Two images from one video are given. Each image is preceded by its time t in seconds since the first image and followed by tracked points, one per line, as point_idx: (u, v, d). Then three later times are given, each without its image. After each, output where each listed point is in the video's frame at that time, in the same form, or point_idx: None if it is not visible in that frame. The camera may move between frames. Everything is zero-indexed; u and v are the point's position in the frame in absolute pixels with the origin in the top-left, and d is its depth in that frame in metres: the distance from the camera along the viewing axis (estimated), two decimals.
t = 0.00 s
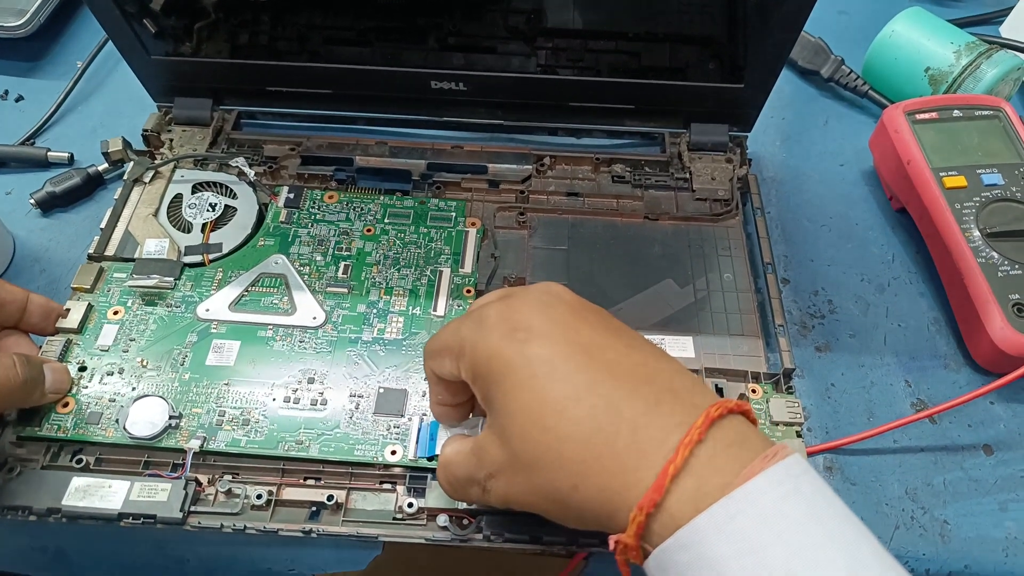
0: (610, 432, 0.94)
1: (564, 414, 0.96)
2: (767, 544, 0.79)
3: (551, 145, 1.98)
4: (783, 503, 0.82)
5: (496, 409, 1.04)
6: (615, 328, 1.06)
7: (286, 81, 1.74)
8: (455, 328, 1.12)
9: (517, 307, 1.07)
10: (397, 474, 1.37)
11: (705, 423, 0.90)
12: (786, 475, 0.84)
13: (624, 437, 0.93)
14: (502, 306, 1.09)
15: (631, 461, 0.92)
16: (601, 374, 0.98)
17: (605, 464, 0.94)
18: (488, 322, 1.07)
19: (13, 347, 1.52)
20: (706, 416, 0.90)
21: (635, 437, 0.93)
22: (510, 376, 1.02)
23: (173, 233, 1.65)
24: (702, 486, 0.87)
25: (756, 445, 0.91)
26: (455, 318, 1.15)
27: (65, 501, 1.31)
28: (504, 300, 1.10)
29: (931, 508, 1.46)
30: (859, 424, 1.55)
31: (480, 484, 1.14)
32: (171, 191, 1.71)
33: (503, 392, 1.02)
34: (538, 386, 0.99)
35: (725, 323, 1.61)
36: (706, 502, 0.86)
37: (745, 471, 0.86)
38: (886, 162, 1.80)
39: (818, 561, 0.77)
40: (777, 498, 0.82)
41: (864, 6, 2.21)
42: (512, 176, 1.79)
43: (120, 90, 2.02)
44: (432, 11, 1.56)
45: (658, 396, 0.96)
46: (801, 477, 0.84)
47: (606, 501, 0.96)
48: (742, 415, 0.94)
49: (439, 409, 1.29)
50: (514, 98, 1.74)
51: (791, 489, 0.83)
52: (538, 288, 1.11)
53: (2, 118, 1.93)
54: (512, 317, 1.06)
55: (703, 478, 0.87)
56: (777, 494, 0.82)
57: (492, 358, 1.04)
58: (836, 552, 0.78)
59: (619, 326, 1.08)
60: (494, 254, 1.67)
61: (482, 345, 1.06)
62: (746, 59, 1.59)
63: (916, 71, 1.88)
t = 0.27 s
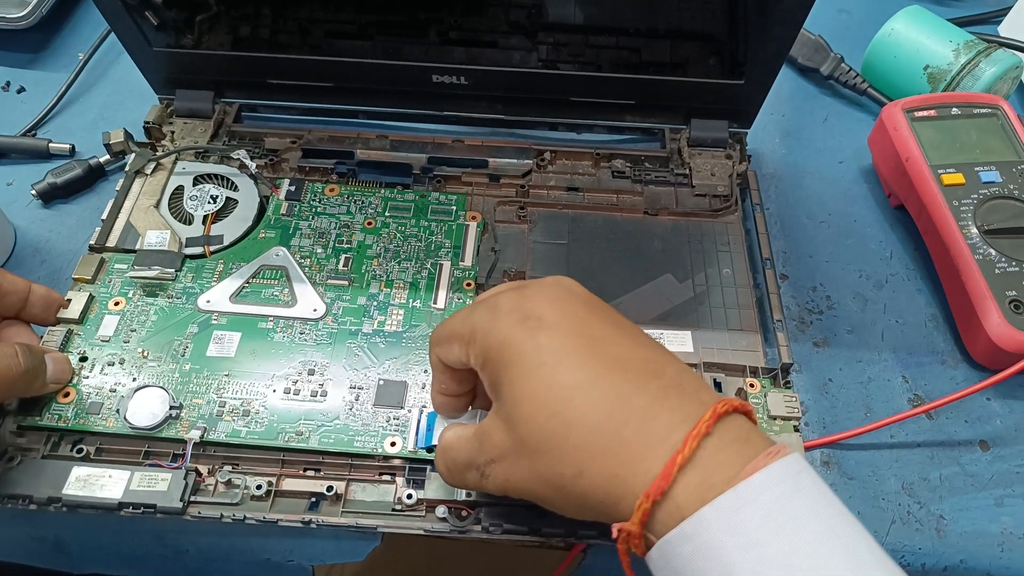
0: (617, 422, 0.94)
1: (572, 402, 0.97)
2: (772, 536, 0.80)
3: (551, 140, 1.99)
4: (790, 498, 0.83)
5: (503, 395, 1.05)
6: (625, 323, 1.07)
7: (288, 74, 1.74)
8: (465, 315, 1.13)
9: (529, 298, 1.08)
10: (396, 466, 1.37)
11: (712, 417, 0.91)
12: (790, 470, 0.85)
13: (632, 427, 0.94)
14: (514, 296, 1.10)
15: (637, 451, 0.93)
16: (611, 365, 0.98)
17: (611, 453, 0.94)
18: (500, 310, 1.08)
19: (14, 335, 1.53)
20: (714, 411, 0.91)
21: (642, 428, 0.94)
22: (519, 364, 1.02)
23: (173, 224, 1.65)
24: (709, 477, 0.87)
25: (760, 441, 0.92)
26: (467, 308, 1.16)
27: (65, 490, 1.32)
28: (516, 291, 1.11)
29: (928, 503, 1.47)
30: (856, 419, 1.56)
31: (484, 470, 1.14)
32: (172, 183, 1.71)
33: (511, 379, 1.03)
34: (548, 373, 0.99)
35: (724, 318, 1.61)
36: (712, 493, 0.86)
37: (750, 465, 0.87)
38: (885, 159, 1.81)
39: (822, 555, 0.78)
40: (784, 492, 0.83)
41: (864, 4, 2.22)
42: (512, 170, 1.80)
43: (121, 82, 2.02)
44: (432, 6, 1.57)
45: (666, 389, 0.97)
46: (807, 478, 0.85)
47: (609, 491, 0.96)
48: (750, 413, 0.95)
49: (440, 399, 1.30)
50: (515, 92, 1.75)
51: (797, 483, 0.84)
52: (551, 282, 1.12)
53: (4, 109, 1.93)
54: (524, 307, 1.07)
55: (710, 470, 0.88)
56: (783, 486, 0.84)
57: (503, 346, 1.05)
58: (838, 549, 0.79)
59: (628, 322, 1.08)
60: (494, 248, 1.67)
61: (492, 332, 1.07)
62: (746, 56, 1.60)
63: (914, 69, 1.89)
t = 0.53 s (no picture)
0: (600, 424, 0.94)
1: (555, 402, 0.97)
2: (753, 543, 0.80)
3: (545, 141, 1.99)
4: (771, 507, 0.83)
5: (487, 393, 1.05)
6: (613, 327, 1.07)
7: (282, 75, 1.74)
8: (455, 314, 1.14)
9: (518, 299, 1.08)
10: (388, 468, 1.38)
11: (695, 422, 0.91)
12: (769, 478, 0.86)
13: (614, 429, 0.94)
14: (504, 296, 1.10)
15: (618, 454, 0.93)
16: (596, 368, 0.99)
17: (592, 455, 0.94)
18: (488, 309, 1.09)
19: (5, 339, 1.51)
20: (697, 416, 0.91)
21: (624, 431, 0.93)
22: (504, 362, 1.02)
23: (167, 225, 1.65)
24: (689, 483, 0.88)
25: (742, 450, 0.92)
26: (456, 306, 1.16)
27: (56, 492, 1.32)
28: (506, 291, 1.11)
29: (919, 505, 1.47)
30: (848, 421, 1.56)
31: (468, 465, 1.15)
32: (166, 184, 1.71)
33: (496, 379, 1.03)
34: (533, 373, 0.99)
35: (716, 320, 1.62)
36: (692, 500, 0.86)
37: (729, 471, 0.87)
38: (878, 161, 1.82)
39: (800, 562, 0.78)
40: (764, 499, 0.83)
41: (859, 7, 2.22)
42: (506, 171, 1.80)
43: (116, 82, 2.02)
44: (427, 8, 1.57)
45: (650, 394, 0.97)
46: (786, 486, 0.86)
47: (588, 493, 0.96)
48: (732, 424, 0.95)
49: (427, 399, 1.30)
50: (509, 94, 1.75)
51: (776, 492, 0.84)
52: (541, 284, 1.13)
53: None
54: (512, 307, 1.08)
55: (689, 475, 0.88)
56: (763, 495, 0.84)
57: (489, 345, 1.05)
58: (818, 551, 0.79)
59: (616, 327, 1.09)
60: (488, 249, 1.67)
61: (479, 331, 1.07)
62: (739, 58, 1.60)
63: (908, 71, 1.89)
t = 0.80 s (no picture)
0: (600, 475, 0.95)
1: (556, 455, 0.97)
2: None
3: (542, 143, 1.98)
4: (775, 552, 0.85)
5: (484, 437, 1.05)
6: (610, 363, 1.07)
7: (277, 77, 1.73)
8: (445, 349, 1.11)
9: (514, 337, 1.07)
10: (385, 473, 1.37)
11: (696, 473, 0.92)
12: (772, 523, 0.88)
13: (614, 480, 0.95)
14: (499, 333, 1.09)
15: (618, 507, 0.94)
16: (595, 415, 0.99)
17: (593, 506, 0.96)
18: (483, 350, 1.07)
19: None
20: (696, 468, 0.93)
21: (625, 482, 0.95)
22: (502, 408, 1.02)
23: (161, 228, 1.64)
24: (688, 537, 0.90)
25: (741, 494, 0.94)
26: (449, 337, 1.14)
27: (50, 498, 1.31)
28: (500, 328, 1.10)
29: (919, 508, 1.46)
30: (848, 423, 1.55)
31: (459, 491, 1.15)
32: (160, 187, 1.70)
33: (495, 426, 1.02)
34: (531, 423, 0.99)
35: (715, 322, 1.61)
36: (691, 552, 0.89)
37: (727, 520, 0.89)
38: (877, 162, 1.81)
39: None
40: (767, 546, 0.86)
41: (857, 6, 2.21)
42: (503, 173, 1.79)
43: (111, 84, 2.01)
44: (424, 9, 1.54)
45: (649, 441, 0.98)
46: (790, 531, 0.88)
47: (588, 542, 0.97)
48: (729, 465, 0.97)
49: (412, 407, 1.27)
50: (505, 95, 1.73)
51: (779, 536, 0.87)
52: (536, 316, 1.11)
53: None
54: (507, 347, 1.06)
55: (688, 525, 0.90)
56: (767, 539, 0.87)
57: (485, 390, 1.04)
58: None
59: (613, 362, 1.08)
60: (484, 252, 1.67)
61: (475, 373, 1.06)
62: (738, 59, 1.59)
63: (907, 71, 1.88)
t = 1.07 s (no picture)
0: (590, 533, 0.89)
1: (542, 517, 0.91)
2: None
3: (544, 139, 1.97)
4: None
5: (468, 500, 0.98)
6: (595, 402, 1.00)
7: (278, 71, 1.72)
8: (426, 408, 1.06)
9: (488, 386, 1.00)
10: (386, 470, 1.36)
11: (688, 525, 0.86)
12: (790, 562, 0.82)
13: (604, 540, 0.88)
14: (473, 381, 1.02)
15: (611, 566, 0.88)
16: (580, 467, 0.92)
17: (585, 568, 0.89)
18: (459, 408, 1.01)
19: None
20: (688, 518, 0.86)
21: (618, 540, 0.88)
22: (483, 472, 0.95)
23: (160, 223, 1.63)
24: None
25: (744, 535, 0.87)
26: (426, 386, 1.08)
27: (48, 494, 1.30)
28: (476, 380, 1.02)
29: (923, 507, 1.45)
30: (851, 422, 1.54)
31: (443, 539, 1.08)
32: (160, 181, 1.69)
33: (477, 491, 0.95)
34: (514, 486, 0.93)
35: (718, 320, 1.60)
36: None
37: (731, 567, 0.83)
38: (881, 159, 1.79)
39: None
40: None
41: (861, 3, 2.20)
42: (505, 169, 1.78)
43: (110, 78, 2.00)
44: (425, 4, 1.53)
45: (640, 490, 0.91)
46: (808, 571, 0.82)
47: None
48: (730, 506, 0.90)
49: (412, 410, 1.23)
50: (507, 91, 1.73)
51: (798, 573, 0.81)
52: (511, 357, 1.04)
53: None
54: (484, 402, 0.99)
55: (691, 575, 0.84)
56: None
57: (465, 454, 0.98)
58: None
59: (599, 396, 1.01)
60: (486, 249, 1.66)
61: (453, 435, 1.00)
62: (741, 54, 1.57)
63: (912, 68, 1.87)
